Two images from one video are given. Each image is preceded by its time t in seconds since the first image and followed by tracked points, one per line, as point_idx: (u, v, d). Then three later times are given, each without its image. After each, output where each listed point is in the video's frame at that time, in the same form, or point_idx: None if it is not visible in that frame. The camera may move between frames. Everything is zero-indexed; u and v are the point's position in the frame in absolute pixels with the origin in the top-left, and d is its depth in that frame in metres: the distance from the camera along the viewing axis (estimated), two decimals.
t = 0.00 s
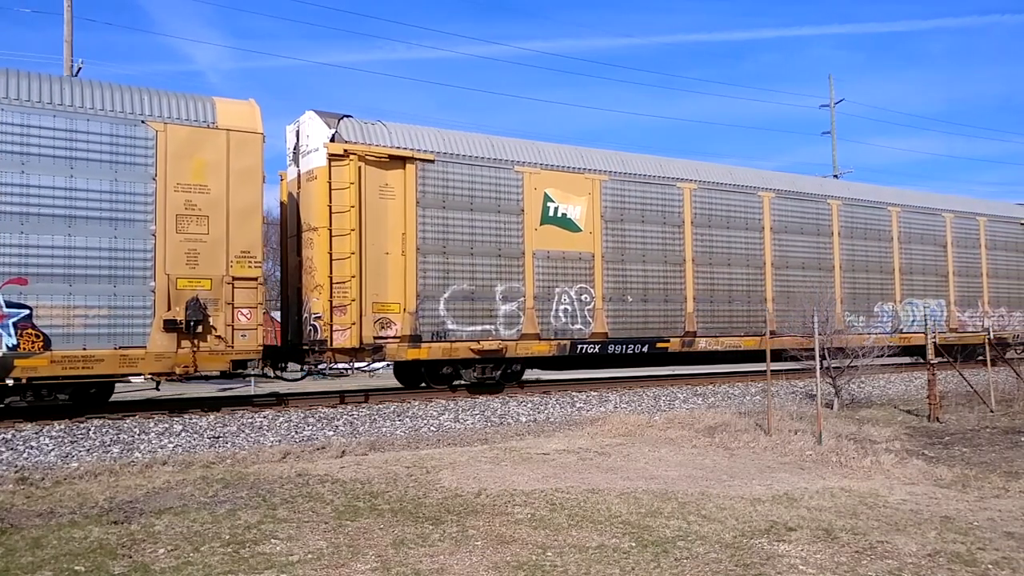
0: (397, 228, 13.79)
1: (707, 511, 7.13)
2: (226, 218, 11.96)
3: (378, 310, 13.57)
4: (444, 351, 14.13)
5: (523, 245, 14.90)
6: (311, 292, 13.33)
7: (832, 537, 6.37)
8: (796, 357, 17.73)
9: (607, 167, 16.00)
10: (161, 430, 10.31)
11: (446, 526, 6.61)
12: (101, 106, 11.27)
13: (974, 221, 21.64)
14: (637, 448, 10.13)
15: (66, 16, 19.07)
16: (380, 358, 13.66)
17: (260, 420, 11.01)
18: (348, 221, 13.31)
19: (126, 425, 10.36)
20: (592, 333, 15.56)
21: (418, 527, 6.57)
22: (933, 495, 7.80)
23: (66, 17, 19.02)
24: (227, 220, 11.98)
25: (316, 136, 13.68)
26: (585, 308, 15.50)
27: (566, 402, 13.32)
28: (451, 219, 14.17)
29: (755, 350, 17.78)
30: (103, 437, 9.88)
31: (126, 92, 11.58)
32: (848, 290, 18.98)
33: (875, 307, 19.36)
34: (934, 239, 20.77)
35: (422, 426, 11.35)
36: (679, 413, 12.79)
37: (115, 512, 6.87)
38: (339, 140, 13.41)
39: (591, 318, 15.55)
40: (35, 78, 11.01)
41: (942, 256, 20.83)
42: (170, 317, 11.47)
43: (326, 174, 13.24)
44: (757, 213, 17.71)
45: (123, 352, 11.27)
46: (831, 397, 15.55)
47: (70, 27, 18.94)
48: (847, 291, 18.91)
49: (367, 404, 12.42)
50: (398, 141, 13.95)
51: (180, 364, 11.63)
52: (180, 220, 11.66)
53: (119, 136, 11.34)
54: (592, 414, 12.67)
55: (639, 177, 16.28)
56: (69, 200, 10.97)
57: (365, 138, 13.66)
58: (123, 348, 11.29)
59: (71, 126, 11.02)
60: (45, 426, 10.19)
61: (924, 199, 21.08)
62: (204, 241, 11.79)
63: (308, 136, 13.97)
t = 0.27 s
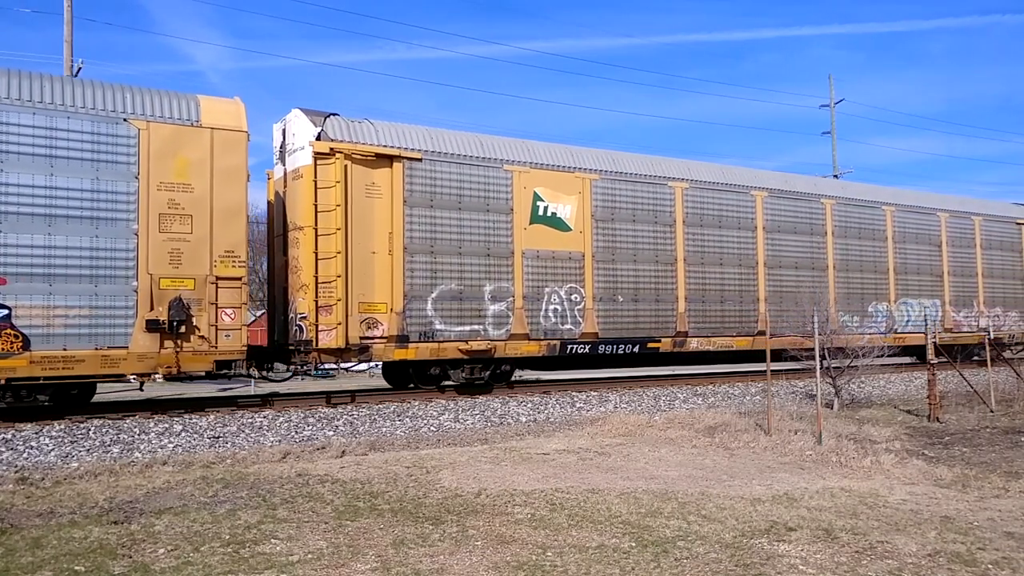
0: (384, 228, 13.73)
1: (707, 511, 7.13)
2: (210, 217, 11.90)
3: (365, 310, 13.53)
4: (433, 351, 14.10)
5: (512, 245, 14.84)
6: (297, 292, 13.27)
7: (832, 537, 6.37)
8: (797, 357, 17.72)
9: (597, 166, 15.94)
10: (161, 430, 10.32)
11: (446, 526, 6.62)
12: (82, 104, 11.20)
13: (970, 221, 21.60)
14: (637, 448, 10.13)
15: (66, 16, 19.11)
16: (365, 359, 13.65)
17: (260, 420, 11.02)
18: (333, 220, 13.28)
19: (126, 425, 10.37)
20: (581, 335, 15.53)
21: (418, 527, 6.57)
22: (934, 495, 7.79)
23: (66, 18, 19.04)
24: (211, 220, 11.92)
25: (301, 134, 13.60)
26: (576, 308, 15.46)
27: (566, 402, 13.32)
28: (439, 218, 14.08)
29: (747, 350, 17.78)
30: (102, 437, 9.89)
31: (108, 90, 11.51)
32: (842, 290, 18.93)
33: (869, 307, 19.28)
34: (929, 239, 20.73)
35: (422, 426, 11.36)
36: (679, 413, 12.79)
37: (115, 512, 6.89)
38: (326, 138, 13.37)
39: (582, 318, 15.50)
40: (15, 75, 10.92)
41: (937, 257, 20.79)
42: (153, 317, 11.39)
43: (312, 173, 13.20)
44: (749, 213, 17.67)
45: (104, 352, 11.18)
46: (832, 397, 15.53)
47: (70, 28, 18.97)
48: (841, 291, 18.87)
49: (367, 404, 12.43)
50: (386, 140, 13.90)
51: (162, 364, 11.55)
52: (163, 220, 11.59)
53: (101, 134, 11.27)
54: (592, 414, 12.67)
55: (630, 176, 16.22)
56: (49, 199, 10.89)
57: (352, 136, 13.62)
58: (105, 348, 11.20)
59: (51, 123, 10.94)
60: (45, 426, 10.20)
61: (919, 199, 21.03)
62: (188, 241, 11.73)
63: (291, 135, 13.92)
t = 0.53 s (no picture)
0: (371, 227, 13.72)
1: (707, 511, 7.13)
2: (194, 216, 11.63)
3: (351, 310, 13.51)
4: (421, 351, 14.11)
5: (502, 244, 14.83)
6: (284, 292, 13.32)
7: (832, 537, 6.37)
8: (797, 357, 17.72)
9: (587, 166, 15.92)
10: (161, 430, 10.32)
11: (446, 526, 6.62)
12: (63, 101, 10.93)
13: (965, 220, 21.59)
14: (637, 448, 10.13)
15: (66, 16, 19.10)
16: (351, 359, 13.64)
17: (260, 420, 11.03)
18: (320, 219, 13.29)
19: (126, 425, 10.37)
20: (575, 334, 15.55)
21: (418, 527, 6.57)
22: (933, 495, 7.79)
23: (66, 18, 19.06)
24: (195, 219, 11.65)
25: (288, 133, 13.61)
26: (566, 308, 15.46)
27: (566, 402, 13.32)
28: (427, 218, 14.07)
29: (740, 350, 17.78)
30: (103, 437, 9.90)
31: (91, 87, 11.25)
32: (836, 290, 18.89)
33: (863, 307, 19.29)
34: (924, 239, 20.72)
35: (422, 426, 11.36)
36: (679, 413, 12.80)
37: (115, 512, 6.89)
38: (312, 137, 13.39)
39: (572, 318, 15.49)
40: None
41: (932, 257, 20.78)
42: (136, 317, 11.14)
43: (298, 172, 13.22)
44: (742, 212, 17.65)
45: (85, 354, 10.92)
46: (832, 397, 15.53)
47: (70, 28, 18.98)
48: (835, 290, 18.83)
49: (367, 404, 12.44)
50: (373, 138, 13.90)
51: (145, 365, 11.29)
52: (145, 218, 11.32)
53: (83, 132, 10.99)
54: (592, 414, 12.67)
55: (620, 175, 16.20)
56: (28, 197, 10.60)
57: (339, 135, 13.61)
58: (86, 349, 10.94)
59: (31, 120, 10.67)
60: (45, 427, 10.20)
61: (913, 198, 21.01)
62: (171, 240, 11.45)
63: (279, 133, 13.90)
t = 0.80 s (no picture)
0: (358, 226, 13.68)
1: (707, 511, 7.13)
2: (178, 215, 11.49)
3: (338, 310, 13.45)
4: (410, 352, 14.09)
5: (491, 243, 14.84)
6: (269, 292, 13.26)
7: (832, 537, 6.37)
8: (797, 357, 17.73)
9: (577, 165, 15.90)
10: (161, 430, 10.33)
11: (446, 526, 6.62)
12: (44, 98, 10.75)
13: (960, 220, 21.58)
14: (637, 448, 10.14)
15: (66, 16, 19.10)
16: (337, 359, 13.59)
17: (260, 420, 11.03)
18: (305, 218, 13.21)
19: (126, 425, 10.37)
20: (563, 334, 15.52)
21: (418, 527, 6.58)
22: (933, 495, 7.79)
23: (66, 18, 19.06)
24: (179, 218, 11.50)
25: (274, 131, 13.59)
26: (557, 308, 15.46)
27: (566, 402, 13.33)
28: (415, 217, 14.06)
29: (732, 350, 17.77)
30: (103, 437, 9.90)
31: (73, 85, 11.08)
32: (830, 289, 18.84)
33: (858, 306, 19.29)
34: (919, 238, 20.72)
35: (422, 426, 11.37)
36: (679, 413, 12.80)
37: (115, 512, 6.89)
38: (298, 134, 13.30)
39: (562, 318, 15.50)
40: None
41: (927, 256, 20.78)
42: (118, 317, 11.00)
43: (283, 170, 13.17)
44: (734, 212, 17.65)
45: (66, 354, 10.80)
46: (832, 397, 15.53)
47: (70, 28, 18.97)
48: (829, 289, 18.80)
49: (367, 404, 12.44)
50: (359, 136, 13.83)
51: (128, 366, 11.17)
52: (128, 217, 11.17)
53: (64, 130, 10.83)
54: (592, 414, 12.68)
55: (610, 174, 16.20)
56: (8, 195, 10.44)
57: (324, 132, 13.53)
58: (68, 350, 10.83)
59: (11, 118, 10.50)
60: (45, 427, 10.20)
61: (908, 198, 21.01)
62: (154, 239, 11.32)
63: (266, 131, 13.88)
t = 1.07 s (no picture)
0: (346, 226, 13.67)
1: (707, 511, 7.13)
2: (162, 213, 11.45)
3: (325, 310, 13.44)
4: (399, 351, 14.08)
5: (480, 243, 14.84)
6: (256, 291, 13.31)
7: (832, 537, 6.37)
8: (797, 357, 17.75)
9: (567, 164, 15.88)
10: (161, 430, 10.33)
11: (446, 526, 6.62)
12: (25, 96, 10.74)
13: (955, 220, 21.58)
14: (637, 448, 10.14)
15: (66, 16, 19.10)
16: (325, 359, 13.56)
17: (260, 420, 11.03)
18: (291, 217, 13.20)
19: (126, 425, 10.37)
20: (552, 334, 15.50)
21: (418, 527, 6.57)
22: (933, 495, 7.79)
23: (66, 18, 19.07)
24: (163, 217, 11.47)
25: (260, 129, 13.59)
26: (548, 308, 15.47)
27: (566, 402, 13.33)
28: (402, 215, 14.06)
29: (725, 351, 17.77)
30: (103, 437, 9.90)
31: (55, 83, 11.07)
32: (823, 289, 18.86)
33: (852, 306, 19.27)
34: (914, 238, 20.73)
35: (422, 426, 11.37)
36: (679, 413, 12.80)
37: (115, 512, 6.89)
38: (284, 133, 13.27)
39: (553, 318, 15.49)
40: None
41: (922, 256, 20.79)
42: (101, 317, 10.98)
43: (269, 170, 13.20)
44: (727, 211, 17.65)
45: (47, 354, 10.76)
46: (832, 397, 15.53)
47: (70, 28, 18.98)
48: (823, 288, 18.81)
49: (367, 404, 12.44)
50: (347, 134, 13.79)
51: (111, 366, 11.14)
52: (111, 216, 11.16)
53: (45, 128, 10.82)
54: (592, 414, 12.67)
55: (601, 173, 16.18)
56: None
57: (311, 131, 13.50)
58: (49, 350, 10.79)
59: None
60: (45, 426, 10.20)
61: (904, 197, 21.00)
62: (138, 238, 11.29)
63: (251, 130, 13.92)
